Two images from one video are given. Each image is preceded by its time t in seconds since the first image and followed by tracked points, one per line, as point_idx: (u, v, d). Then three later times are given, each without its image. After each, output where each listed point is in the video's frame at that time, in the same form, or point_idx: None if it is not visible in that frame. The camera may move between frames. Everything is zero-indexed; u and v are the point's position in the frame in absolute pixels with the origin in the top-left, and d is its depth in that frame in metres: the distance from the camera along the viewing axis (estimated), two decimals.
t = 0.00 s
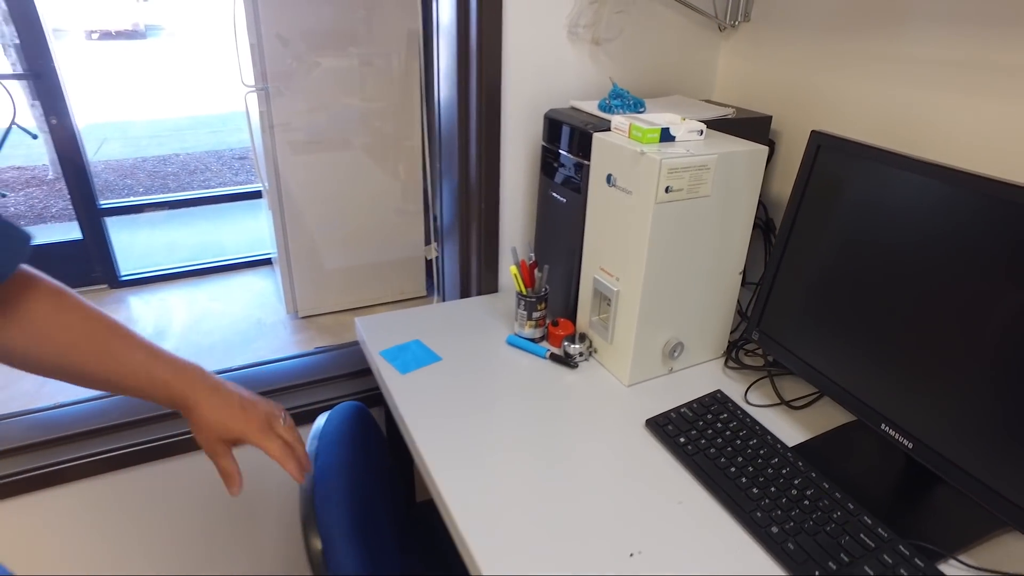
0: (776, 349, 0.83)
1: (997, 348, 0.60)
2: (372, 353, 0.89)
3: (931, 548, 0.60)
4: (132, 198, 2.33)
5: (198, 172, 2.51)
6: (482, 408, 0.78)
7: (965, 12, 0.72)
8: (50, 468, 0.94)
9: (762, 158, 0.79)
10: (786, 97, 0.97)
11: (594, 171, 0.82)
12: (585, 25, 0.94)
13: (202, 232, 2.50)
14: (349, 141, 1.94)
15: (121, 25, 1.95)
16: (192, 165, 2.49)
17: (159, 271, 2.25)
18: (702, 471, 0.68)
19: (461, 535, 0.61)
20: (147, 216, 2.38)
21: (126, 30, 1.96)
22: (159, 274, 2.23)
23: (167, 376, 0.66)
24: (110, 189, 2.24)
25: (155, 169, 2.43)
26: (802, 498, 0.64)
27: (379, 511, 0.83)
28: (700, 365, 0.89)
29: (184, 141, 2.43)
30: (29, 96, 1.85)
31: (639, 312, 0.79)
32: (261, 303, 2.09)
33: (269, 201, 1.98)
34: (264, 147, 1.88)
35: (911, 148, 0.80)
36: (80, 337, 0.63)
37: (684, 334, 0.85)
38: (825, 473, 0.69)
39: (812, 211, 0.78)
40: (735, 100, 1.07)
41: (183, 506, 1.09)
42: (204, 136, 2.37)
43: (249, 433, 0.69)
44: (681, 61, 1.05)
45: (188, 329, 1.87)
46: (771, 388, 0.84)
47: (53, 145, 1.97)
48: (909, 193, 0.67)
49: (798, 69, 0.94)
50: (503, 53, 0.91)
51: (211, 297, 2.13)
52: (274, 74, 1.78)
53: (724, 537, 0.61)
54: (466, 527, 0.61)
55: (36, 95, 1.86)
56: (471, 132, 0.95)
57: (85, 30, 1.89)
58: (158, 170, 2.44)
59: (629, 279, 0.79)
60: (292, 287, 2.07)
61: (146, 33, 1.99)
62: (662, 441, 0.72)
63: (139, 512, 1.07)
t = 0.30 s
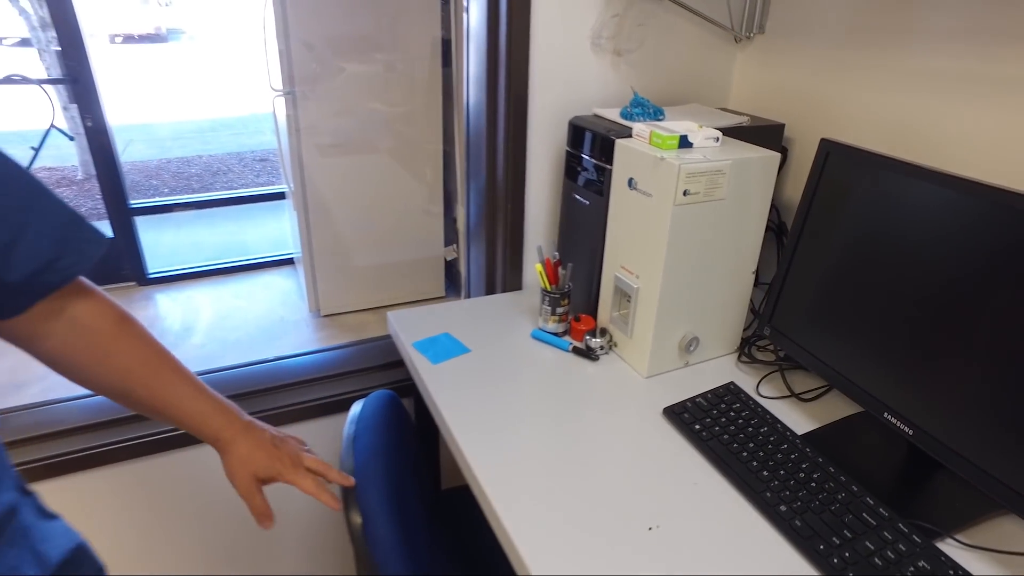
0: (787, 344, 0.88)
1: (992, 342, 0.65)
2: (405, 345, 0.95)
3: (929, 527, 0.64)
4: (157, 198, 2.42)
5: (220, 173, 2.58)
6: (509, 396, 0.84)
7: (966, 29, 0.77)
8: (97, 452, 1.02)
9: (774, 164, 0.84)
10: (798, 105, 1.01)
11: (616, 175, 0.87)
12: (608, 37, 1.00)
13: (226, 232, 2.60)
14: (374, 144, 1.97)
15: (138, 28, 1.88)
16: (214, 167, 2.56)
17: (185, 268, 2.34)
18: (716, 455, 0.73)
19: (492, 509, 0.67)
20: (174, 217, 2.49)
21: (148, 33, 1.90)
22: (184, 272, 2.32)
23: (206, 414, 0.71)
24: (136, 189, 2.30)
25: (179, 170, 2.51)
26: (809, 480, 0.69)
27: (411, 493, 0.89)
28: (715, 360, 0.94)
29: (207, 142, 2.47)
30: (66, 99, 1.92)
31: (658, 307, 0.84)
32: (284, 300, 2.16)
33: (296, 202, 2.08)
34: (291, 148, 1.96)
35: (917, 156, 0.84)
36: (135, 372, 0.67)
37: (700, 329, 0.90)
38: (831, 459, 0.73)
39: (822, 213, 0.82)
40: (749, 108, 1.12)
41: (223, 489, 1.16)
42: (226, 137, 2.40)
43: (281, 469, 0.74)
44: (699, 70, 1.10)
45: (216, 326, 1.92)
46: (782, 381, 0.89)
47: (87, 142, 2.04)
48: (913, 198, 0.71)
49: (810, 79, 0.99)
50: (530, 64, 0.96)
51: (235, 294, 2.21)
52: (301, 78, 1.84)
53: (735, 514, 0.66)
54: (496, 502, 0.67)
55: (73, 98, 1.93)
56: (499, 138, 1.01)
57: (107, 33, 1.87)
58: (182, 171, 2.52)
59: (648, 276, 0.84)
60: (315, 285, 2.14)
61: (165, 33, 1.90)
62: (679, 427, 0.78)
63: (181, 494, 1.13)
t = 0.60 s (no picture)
0: (807, 349, 0.94)
1: (996, 348, 0.70)
2: (451, 345, 1.03)
3: (936, 516, 0.70)
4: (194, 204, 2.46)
5: (251, 179, 2.71)
6: (548, 393, 0.92)
7: (975, 59, 0.83)
8: (169, 437, 1.12)
9: (796, 183, 0.90)
10: (819, 126, 1.08)
11: (648, 192, 0.95)
12: (640, 62, 1.07)
13: (260, 236, 2.62)
14: (410, 155, 1.99)
15: (173, 36, 1.95)
16: (246, 173, 2.71)
17: (220, 273, 2.34)
18: (740, 449, 0.80)
19: (538, 493, 0.74)
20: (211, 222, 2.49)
21: (179, 43, 1.97)
22: (219, 277, 2.32)
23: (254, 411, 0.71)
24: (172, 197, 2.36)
25: (212, 177, 2.58)
26: (826, 473, 0.76)
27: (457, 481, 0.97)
28: (738, 363, 1.00)
29: (237, 149, 2.67)
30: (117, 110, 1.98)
31: (687, 313, 0.91)
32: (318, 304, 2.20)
33: (331, 210, 2.09)
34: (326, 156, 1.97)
35: (929, 176, 0.91)
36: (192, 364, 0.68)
37: (725, 335, 0.96)
38: (847, 454, 0.80)
39: (840, 228, 0.89)
40: (773, 127, 1.18)
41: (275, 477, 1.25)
42: (255, 145, 2.61)
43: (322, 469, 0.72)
44: (725, 92, 1.17)
45: (257, 330, 1.94)
46: (802, 385, 0.95)
47: (136, 153, 2.08)
48: (926, 216, 0.77)
49: (830, 102, 1.05)
50: (568, 87, 1.04)
51: (269, 299, 2.24)
52: (338, 90, 1.87)
53: (758, 501, 0.73)
54: (542, 486, 0.74)
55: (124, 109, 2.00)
56: (539, 155, 1.09)
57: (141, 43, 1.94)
58: (214, 178, 2.59)
59: (678, 284, 0.91)
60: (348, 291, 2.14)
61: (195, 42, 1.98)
62: (705, 423, 0.84)
63: (238, 481, 1.22)
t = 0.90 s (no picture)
0: (835, 354, 1.02)
1: (1007, 353, 0.78)
2: (505, 348, 1.13)
3: (955, 504, 0.78)
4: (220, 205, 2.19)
5: (285, 191, 2.51)
6: (596, 392, 1.01)
7: (992, 92, 0.91)
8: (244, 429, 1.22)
9: (827, 204, 0.99)
10: (846, 149, 1.16)
11: (690, 209, 1.03)
12: (681, 89, 1.17)
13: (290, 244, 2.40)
14: (449, 169, 1.97)
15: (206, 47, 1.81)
16: (279, 184, 2.51)
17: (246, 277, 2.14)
18: (776, 443, 0.88)
19: (593, 477, 0.84)
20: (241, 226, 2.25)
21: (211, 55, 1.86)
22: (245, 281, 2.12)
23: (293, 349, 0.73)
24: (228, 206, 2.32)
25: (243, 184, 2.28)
26: (854, 464, 0.84)
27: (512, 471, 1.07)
28: (770, 368, 1.08)
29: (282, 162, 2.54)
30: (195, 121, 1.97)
31: (725, 321, 0.99)
32: (352, 311, 2.10)
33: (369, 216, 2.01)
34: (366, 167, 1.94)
35: (947, 196, 0.99)
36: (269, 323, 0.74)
37: (759, 341, 1.05)
38: (872, 449, 0.88)
39: (866, 243, 0.97)
40: (802, 149, 1.27)
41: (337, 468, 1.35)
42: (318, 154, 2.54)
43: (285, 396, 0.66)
44: (758, 116, 1.26)
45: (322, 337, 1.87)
46: (830, 388, 1.03)
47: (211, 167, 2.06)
48: (945, 233, 0.85)
49: (857, 126, 1.14)
50: (614, 113, 1.14)
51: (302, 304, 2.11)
52: (380, 106, 1.86)
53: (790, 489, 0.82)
54: (596, 471, 0.84)
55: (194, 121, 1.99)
56: (586, 175, 1.19)
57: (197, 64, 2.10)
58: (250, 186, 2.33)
59: (716, 294, 1.00)
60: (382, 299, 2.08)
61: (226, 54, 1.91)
62: (742, 420, 0.93)
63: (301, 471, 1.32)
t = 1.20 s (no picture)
0: (864, 356, 1.09)
1: None
2: (552, 349, 1.21)
3: (980, 494, 0.85)
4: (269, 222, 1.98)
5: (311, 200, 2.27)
6: (640, 390, 1.09)
7: (1011, 113, 0.98)
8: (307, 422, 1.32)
9: (857, 217, 1.06)
10: (872, 166, 1.24)
11: (728, 221, 1.11)
12: (717, 109, 1.25)
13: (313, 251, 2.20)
14: (483, 181, 2.03)
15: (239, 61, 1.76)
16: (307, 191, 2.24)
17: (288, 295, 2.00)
18: (810, 437, 0.96)
19: (644, 466, 0.92)
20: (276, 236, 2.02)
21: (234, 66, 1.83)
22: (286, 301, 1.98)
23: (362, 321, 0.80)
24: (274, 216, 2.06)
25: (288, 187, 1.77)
26: (884, 457, 0.92)
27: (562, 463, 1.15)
28: (802, 370, 1.15)
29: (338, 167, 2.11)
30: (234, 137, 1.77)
31: (761, 325, 1.06)
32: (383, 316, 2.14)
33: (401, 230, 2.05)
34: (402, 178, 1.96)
35: (970, 211, 1.06)
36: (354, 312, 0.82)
37: (792, 344, 1.12)
38: (901, 444, 0.96)
39: (894, 254, 1.04)
40: (830, 165, 1.34)
41: (388, 462, 1.44)
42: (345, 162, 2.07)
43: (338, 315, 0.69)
44: (788, 134, 1.34)
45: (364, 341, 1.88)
46: (859, 388, 1.10)
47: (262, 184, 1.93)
48: (969, 245, 0.93)
49: (883, 144, 1.21)
50: (655, 131, 1.23)
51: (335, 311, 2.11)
52: (415, 118, 1.90)
53: (824, 479, 0.89)
54: (646, 460, 0.92)
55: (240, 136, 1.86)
56: (627, 188, 1.28)
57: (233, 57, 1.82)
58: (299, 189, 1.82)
59: (752, 300, 1.07)
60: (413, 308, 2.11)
61: (248, 65, 1.84)
62: (778, 416, 1.01)
63: (354, 465, 1.41)
